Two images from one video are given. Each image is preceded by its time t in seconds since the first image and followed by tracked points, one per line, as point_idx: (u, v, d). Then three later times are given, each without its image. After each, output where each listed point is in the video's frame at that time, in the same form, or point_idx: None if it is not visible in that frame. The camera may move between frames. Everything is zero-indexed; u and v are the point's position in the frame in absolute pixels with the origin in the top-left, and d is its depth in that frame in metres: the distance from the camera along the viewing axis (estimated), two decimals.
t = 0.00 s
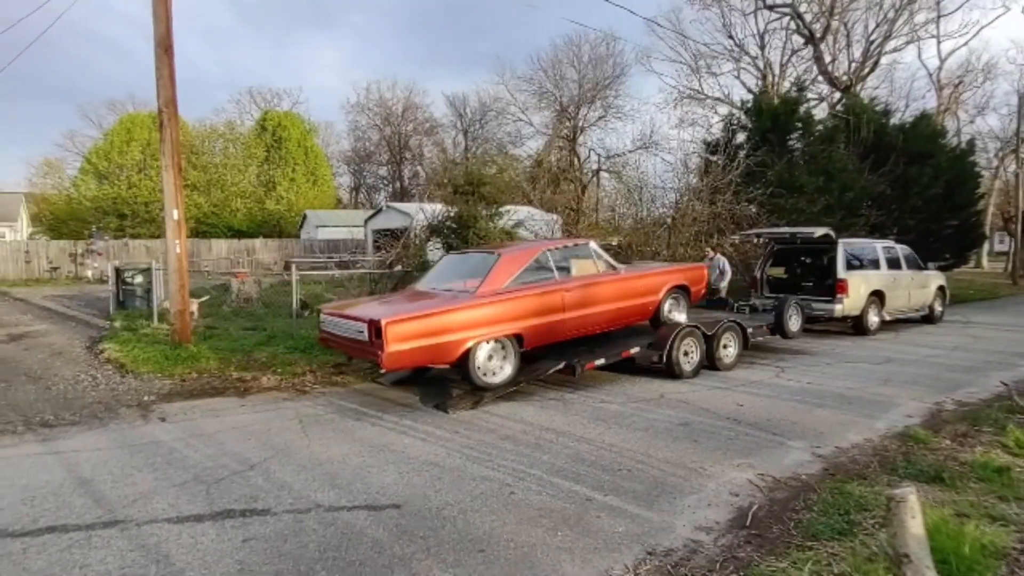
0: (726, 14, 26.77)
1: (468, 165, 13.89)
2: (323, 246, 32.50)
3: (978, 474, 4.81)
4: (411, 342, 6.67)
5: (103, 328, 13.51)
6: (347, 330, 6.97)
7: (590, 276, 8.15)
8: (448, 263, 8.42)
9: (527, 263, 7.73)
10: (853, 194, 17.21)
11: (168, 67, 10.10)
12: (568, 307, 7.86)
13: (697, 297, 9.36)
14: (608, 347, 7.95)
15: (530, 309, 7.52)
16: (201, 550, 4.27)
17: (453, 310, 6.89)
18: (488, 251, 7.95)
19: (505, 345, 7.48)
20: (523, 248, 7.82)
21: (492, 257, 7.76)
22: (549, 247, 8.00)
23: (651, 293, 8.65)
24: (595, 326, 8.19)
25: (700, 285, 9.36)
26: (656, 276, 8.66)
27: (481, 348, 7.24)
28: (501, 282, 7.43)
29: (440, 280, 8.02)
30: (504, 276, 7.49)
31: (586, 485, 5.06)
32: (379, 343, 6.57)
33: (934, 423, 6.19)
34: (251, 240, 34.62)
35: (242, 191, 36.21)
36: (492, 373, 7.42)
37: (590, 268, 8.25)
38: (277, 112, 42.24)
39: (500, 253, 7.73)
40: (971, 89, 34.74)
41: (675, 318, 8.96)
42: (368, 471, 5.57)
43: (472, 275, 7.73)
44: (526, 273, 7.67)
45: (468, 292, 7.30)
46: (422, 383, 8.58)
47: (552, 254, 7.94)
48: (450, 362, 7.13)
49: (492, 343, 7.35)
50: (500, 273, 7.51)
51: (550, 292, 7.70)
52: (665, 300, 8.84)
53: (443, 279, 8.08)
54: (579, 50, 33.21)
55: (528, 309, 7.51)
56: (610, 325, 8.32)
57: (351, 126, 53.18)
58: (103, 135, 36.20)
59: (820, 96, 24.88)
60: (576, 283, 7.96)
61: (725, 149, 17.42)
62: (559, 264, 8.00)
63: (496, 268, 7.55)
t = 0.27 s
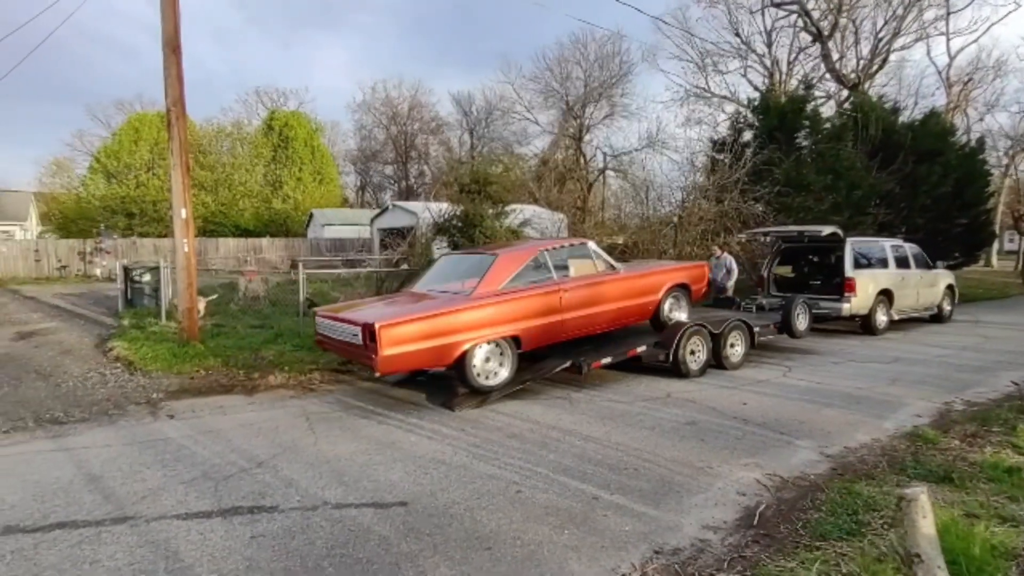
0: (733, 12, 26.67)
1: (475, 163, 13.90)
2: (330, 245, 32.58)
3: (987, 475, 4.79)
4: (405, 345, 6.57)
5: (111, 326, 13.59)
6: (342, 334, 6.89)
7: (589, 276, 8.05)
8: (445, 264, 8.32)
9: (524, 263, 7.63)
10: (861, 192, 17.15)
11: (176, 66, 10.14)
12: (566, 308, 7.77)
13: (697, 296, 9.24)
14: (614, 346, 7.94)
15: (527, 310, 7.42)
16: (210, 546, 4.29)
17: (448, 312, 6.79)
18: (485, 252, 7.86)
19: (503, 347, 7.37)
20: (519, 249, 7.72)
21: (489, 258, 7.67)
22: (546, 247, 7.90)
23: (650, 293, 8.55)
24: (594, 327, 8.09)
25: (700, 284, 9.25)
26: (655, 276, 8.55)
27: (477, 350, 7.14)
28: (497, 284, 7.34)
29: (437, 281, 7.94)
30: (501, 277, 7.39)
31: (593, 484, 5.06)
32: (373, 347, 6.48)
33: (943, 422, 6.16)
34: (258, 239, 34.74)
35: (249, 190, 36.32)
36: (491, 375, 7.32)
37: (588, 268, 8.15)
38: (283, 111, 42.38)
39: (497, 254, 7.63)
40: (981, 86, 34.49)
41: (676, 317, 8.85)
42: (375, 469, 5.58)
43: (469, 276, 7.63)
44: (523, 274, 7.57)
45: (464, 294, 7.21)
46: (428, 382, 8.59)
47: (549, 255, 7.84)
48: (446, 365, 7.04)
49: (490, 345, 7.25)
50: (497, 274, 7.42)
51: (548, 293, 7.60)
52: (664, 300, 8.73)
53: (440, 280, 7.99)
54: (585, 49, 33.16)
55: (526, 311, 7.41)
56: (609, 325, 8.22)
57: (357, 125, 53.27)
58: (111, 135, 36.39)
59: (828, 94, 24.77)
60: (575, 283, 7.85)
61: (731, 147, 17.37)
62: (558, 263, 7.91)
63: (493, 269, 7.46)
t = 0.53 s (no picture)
0: (739, 10, 26.60)
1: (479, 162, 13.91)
2: (335, 244, 32.65)
3: (994, 476, 4.77)
4: (400, 348, 6.51)
5: (117, 325, 13.64)
6: (336, 336, 6.83)
7: (587, 277, 7.95)
8: (441, 264, 8.24)
9: (521, 264, 7.53)
10: (867, 191, 17.10)
11: (181, 65, 10.16)
12: (564, 308, 7.68)
13: (698, 295, 9.12)
14: (619, 345, 7.93)
15: (524, 311, 7.34)
16: (215, 544, 4.31)
17: (443, 314, 6.72)
18: (482, 252, 7.77)
19: (499, 348, 7.28)
20: (516, 249, 7.62)
21: (486, 259, 7.58)
22: (544, 247, 7.81)
23: (650, 292, 8.43)
24: (593, 327, 7.99)
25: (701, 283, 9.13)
26: (655, 275, 8.43)
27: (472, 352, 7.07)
28: (494, 284, 7.25)
29: (433, 282, 7.86)
30: (497, 278, 7.31)
31: (597, 483, 5.06)
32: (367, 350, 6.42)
33: (948, 423, 6.14)
34: (263, 237, 34.83)
35: (254, 189, 36.40)
36: (488, 378, 7.25)
37: (586, 268, 8.05)
38: (288, 110, 42.46)
39: (493, 255, 7.54)
40: (988, 85, 34.32)
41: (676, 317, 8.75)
42: (380, 467, 5.59)
43: (464, 277, 7.54)
44: (520, 274, 7.48)
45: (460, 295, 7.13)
46: (432, 381, 8.59)
47: (547, 255, 7.74)
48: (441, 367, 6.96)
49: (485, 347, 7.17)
50: (493, 275, 7.33)
51: (545, 294, 7.51)
52: (665, 299, 8.62)
53: (436, 280, 7.91)
54: (590, 48, 33.15)
55: (523, 312, 7.33)
56: (608, 326, 8.13)
57: (362, 124, 53.33)
58: (117, 134, 36.54)
59: (834, 93, 24.69)
60: (573, 284, 7.75)
61: (736, 146, 17.33)
62: (556, 263, 7.82)
63: (488, 269, 7.36)
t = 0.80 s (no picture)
0: (744, 9, 26.53)
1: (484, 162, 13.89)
2: (339, 242, 32.70)
3: (1001, 478, 4.74)
4: (392, 351, 6.45)
5: (123, 323, 13.68)
6: (329, 339, 6.79)
7: (584, 278, 7.84)
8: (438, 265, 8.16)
9: (516, 266, 7.43)
10: (873, 191, 17.03)
11: (187, 64, 10.19)
12: (561, 310, 7.58)
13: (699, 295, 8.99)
14: (623, 345, 7.90)
15: (520, 313, 7.25)
16: (220, 542, 4.31)
17: (436, 318, 6.65)
18: (477, 254, 7.69)
19: (494, 351, 7.19)
20: (511, 250, 7.53)
21: (481, 261, 7.50)
22: (540, 248, 7.71)
23: (650, 293, 8.31)
24: (591, 328, 7.90)
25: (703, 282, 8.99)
26: (655, 275, 8.30)
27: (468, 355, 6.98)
28: (488, 287, 7.18)
29: (428, 283, 7.79)
30: (492, 280, 7.22)
31: (601, 483, 5.05)
32: (359, 354, 6.38)
33: (955, 424, 6.10)
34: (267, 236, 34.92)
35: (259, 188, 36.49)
36: (483, 381, 7.15)
37: (584, 269, 7.94)
38: (294, 109, 42.55)
39: (488, 257, 7.45)
40: (996, 84, 34.13)
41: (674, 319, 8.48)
42: (384, 466, 5.59)
43: (459, 279, 7.46)
44: (516, 276, 7.40)
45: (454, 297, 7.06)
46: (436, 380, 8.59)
47: (543, 256, 7.65)
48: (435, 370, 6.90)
49: (482, 349, 7.07)
50: (488, 277, 7.25)
51: (541, 296, 7.42)
52: (665, 300, 8.49)
53: (432, 282, 7.84)
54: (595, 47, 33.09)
55: (519, 313, 7.25)
56: (607, 327, 8.03)
57: (366, 123, 53.37)
58: (123, 133, 36.66)
59: (840, 92, 24.60)
60: (569, 285, 7.66)
61: (742, 145, 17.28)
62: (553, 264, 7.72)
63: (483, 272, 7.28)
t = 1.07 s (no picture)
0: (749, 10, 26.47)
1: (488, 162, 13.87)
2: (343, 242, 32.75)
3: (1008, 481, 4.71)
4: (384, 355, 6.37)
5: (128, 322, 13.71)
6: (321, 344, 6.71)
7: (580, 279, 7.75)
8: (432, 268, 8.08)
9: (511, 268, 7.35)
10: (879, 192, 16.95)
11: (193, 64, 10.20)
12: (557, 312, 7.49)
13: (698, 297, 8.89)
14: (627, 345, 7.88)
15: (515, 316, 7.16)
16: (223, 541, 4.31)
17: (428, 321, 6.56)
18: (472, 256, 7.60)
19: (489, 355, 7.09)
20: (506, 253, 7.44)
21: (475, 263, 7.42)
22: (535, 250, 7.63)
23: (647, 293, 8.21)
24: (587, 330, 7.81)
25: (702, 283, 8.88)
26: (653, 275, 8.20)
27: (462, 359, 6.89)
28: (482, 289, 7.09)
29: (423, 287, 7.70)
30: (486, 282, 7.13)
31: (604, 484, 5.03)
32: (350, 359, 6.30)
33: (961, 427, 6.07)
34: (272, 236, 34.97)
35: (264, 187, 36.56)
36: (477, 386, 7.06)
37: (579, 271, 7.85)
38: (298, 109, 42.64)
39: (482, 260, 7.36)
40: (1003, 85, 33.98)
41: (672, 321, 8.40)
42: (387, 466, 5.59)
43: (453, 282, 7.37)
44: (510, 278, 7.32)
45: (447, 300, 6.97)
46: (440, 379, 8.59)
47: (538, 258, 7.56)
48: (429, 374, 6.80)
49: (476, 353, 6.98)
50: (482, 280, 7.16)
51: (536, 298, 7.34)
52: (663, 301, 8.38)
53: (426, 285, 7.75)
54: (600, 47, 33.05)
55: (512, 316, 7.15)
56: (604, 328, 7.93)
57: (371, 122, 53.42)
58: (129, 133, 36.77)
59: (846, 93, 24.52)
60: (564, 287, 7.57)
61: (747, 146, 17.24)
62: (548, 265, 7.65)
63: (477, 274, 7.19)
